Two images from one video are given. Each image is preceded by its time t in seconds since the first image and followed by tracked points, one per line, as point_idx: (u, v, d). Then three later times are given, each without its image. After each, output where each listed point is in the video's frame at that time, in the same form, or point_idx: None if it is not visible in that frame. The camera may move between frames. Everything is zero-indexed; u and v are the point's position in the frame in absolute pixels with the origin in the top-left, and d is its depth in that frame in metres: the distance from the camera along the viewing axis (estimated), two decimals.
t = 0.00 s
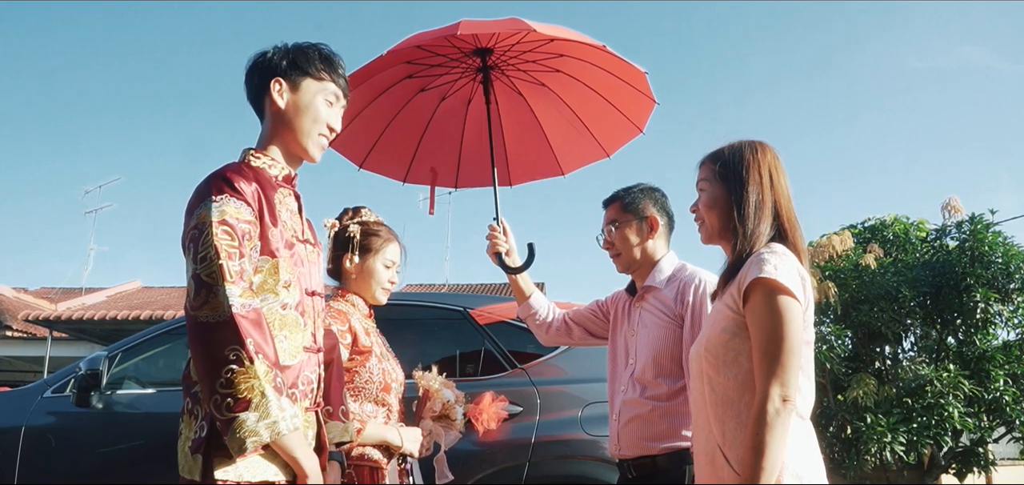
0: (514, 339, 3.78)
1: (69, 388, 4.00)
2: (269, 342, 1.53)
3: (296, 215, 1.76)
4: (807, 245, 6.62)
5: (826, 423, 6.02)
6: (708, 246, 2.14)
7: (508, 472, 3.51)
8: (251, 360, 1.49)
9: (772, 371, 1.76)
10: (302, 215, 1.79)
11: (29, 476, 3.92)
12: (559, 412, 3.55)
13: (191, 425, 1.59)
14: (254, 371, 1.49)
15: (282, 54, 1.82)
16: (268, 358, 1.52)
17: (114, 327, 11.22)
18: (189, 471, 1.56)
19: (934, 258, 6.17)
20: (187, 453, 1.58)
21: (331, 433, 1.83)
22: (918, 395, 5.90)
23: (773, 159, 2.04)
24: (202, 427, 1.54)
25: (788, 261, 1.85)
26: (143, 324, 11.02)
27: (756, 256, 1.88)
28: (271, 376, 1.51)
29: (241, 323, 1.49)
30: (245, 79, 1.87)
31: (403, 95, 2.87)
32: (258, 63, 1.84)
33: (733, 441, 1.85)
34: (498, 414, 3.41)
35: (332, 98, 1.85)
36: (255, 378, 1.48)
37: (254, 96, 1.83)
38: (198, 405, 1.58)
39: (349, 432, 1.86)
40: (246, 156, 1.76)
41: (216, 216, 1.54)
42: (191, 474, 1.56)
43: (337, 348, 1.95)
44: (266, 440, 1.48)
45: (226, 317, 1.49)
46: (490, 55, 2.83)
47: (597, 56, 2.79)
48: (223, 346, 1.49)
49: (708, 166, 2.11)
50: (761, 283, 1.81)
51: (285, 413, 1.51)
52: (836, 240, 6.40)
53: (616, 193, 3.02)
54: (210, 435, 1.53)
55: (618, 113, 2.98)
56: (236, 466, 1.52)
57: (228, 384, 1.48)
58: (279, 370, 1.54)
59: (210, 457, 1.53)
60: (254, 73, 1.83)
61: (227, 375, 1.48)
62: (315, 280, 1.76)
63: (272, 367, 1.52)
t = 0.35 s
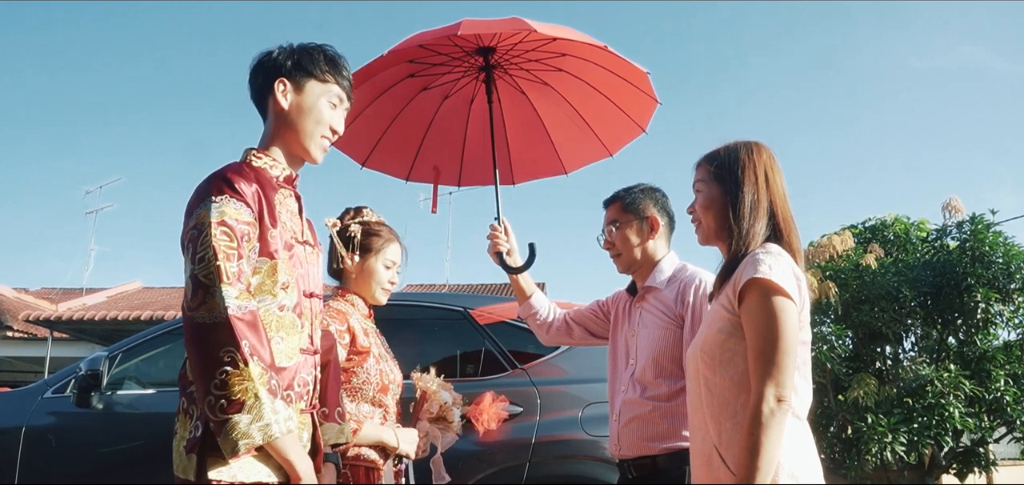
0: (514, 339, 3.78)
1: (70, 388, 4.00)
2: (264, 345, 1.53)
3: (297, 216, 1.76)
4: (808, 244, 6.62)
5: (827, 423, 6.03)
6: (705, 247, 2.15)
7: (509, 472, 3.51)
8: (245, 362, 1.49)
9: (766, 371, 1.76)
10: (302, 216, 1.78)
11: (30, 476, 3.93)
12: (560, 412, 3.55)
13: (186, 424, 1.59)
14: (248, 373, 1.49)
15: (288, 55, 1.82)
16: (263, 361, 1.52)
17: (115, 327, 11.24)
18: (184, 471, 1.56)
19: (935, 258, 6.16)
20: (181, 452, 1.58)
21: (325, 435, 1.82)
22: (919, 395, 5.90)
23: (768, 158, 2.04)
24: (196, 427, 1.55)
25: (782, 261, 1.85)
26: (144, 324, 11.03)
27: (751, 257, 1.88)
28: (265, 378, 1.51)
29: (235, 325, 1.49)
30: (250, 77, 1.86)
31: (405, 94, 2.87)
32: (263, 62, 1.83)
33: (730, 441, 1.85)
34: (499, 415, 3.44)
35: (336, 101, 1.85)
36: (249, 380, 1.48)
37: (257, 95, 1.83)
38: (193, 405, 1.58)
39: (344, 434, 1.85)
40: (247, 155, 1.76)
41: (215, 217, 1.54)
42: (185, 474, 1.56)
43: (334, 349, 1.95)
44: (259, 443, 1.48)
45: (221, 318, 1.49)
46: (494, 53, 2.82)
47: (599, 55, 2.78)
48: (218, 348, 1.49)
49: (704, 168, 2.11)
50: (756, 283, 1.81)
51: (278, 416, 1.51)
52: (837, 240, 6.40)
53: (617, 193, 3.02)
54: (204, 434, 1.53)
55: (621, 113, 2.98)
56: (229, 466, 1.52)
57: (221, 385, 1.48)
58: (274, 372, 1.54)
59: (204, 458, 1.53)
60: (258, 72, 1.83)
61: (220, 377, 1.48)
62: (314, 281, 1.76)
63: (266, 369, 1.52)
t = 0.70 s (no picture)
0: (515, 338, 3.77)
1: (70, 388, 4.00)
2: (257, 348, 1.53)
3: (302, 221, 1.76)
4: (809, 244, 6.61)
5: (827, 423, 6.02)
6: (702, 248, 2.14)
7: (509, 472, 3.50)
8: (238, 364, 1.49)
9: (763, 371, 1.75)
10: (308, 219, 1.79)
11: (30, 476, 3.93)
12: (560, 412, 3.55)
13: (175, 420, 1.59)
14: (238, 377, 1.48)
15: (312, 57, 1.82)
16: (255, 365, 1.51)
17: (115, 327, 11.24)
18: (169, 467, 1.57)
19: (935, 257, 6.15)
20: (167, 448, 1.59)
21: (316, 439, 1.78)
22: (919, 395, 5.89)
23: (763, 159, 2.04)
24: (185, 423, 1.54)
25: (778, 261, 1.85)
26: (144, 324, 11.04)
27: (746, 257, 1.88)
28: (256, 381, 1.51)
29: (231, 327, 1.49)
30: (270, 75, 1.86)
31: (407, 93, 2.87)
32: (286, 62, 1.84)
33: (726, 440, 1.85)
34: (499, 415, 3.42)
35: (353, 107, 1.85)
36: (239, 384, 1.48)
37: (276, 95, 1.83)
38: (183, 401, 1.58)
39: (336, 439, 1.81)
40: (259, 154, 1.77)
41: (221, 216, 1.54)
42: (171, 470, 1.56)
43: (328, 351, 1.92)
44: (243, 447, 1.48)
45: (217, 320, 1.49)
46: (496, 52, 2.82)
47: (601, 55, 2.78)
48: (211, 349, 1.48)
49: (700, 169, 2.11)
50: (752, 282, 1.81)
51: (265, 422, 1.51)
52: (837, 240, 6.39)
53: (618, 192, 3.02)
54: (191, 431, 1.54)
55: (623, 113, 2.98)
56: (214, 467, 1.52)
57: (212, 386, 1.48)
58: (266, 376, 1.54)
59: (190, 455, 1.54)
60: (280, 72, 1.83)
61: (210, 378, 1.48)
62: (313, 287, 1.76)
63: (258, 373, 1.52)
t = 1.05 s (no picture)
0: (515, 338, 3.77)
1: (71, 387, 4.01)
2: (252, 354, 1.52)
3: (314, 229, 1.75)
4: (810, 243, 6.60)
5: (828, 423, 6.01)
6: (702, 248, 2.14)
7: (510, 471, 3.50)
8: (232, 369, 1.48)
9: (762, 370, 1.75)
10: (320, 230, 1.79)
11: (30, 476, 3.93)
12: (562, 411, 3.55)
13: (161, 413, 1.61)
14: (229, 382, 1.48)
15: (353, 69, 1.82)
16: (247, 372, 1.51)
17: (115, 327, 11.24)
18: (150, 459, 1.58)
19: (936, 257, 6.14)
20: (151, 439, 1.60)
21: (302, 447, 1.78)
22: (920, 394, 5.88)
23: (762, 158, 2.04)
24: (168, 418, 1.56)
25: (777, 260, 1.85)
26: (144, 323, 11.04)
27: (745, 256, 1.88)
28: (247, 388, 1.50)
29: (231, 332, 1.49)
30: (308, 78, 1.86)
31: (410, 92, 2.87)
32: (325, 70, 1.84)
33: (725, 440, 1.85)
34: (500, 414, 3.51)
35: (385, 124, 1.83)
36: (228, 391, 1.48)
37: (309, 100, 1.83)
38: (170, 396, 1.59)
39: (323, 447, 1.82)
40: (282, 156, 1.78)
41: (233, 219, 1.54)
42: (151, 462, 1.58)
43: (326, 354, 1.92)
44: (223, 454, 1.47)
45: (217, 323, 1.49)
46: (499, 51, 2.83)
47: (604, 55, 2.78)
48: (206, 351, 1.48)
49: (699, 169, 2.10)
50: (751, 282, 1.81)
51: (251, 430, 1.50)
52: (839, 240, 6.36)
53: (619, 192, 3.02)
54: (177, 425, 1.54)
55: (626, 113, 2.98)
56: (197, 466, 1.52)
57: (201, 388, 1.47)
58: (257, 384, 1.53)
59: (171, 451, 1.55)
60: (316, 78, 1.82)
61: (200, 381, 1.47)
62: (316, 297, 1.75)
63: (250, 381, 1.51)
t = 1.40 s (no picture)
0: (516, 338, 3.78)
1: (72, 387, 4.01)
2: (248, 370, 1.52)
3: (330, 252, 1.74)
4: (811, 244, 6.59)
5: (829, 423, 6.01)
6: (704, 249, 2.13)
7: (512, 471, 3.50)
8: (227, 384, 1.49)
9: (765, 370, 1.75)
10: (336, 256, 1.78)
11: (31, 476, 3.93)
12: (563, 411, 3.55)
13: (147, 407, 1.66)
14: (221, 397, 1.48)
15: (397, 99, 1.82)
16: (241, 389, 1.51)
17: (116, 327, 11.24)
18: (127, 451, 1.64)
19: (937, 257, 6.14)
20: (132, 431, 1.66)
21: (285, 462, 1.79)
22: (921, 395, 5.88)
23: (763, 157, 2.04)
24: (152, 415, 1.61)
25: (780, 260, 1.85)
26: (144, 323, 11.04)
27: (748, 256, 1.88)
28: (240, 406, 1.50)
29: (233, 346, 1.49)
30: (352, 98, 1.86)
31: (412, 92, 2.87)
32: (368, 95, 1.84)
33: (726, 440, 1.86)
34: (501, 414, 3.52)
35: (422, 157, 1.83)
36: (220, 406, 1.47)
37: (350, 122, 1.83)
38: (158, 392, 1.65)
39: (308, 463, 1.83)
40: (313, 174, 1.79)
41: (252, 233, 1.54)
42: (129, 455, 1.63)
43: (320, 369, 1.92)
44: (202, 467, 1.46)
45: (223, 337, 1.49)
46: (501, 52, 2.82)
47: (606, 56, 2.77)
48: (204, 363, 1.48)
49: (700, 170, 2.10)
50: (754, 282, 1.81)
51: (238, 446, 1.50)
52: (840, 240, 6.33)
53: (620, 192, 3.01)
54: (158, 422, 1.58)
55: (627, 113, 2.98)
56: (178, 474, 1.53)
57: (194, 400, 1.47)
58: (249, 401, 1.53)
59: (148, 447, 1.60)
60: (361, 103, 1.83)
61: (192, 391, 1.48)
62: (323, 319, 1.75)
63: (243, 399, 1.51)
